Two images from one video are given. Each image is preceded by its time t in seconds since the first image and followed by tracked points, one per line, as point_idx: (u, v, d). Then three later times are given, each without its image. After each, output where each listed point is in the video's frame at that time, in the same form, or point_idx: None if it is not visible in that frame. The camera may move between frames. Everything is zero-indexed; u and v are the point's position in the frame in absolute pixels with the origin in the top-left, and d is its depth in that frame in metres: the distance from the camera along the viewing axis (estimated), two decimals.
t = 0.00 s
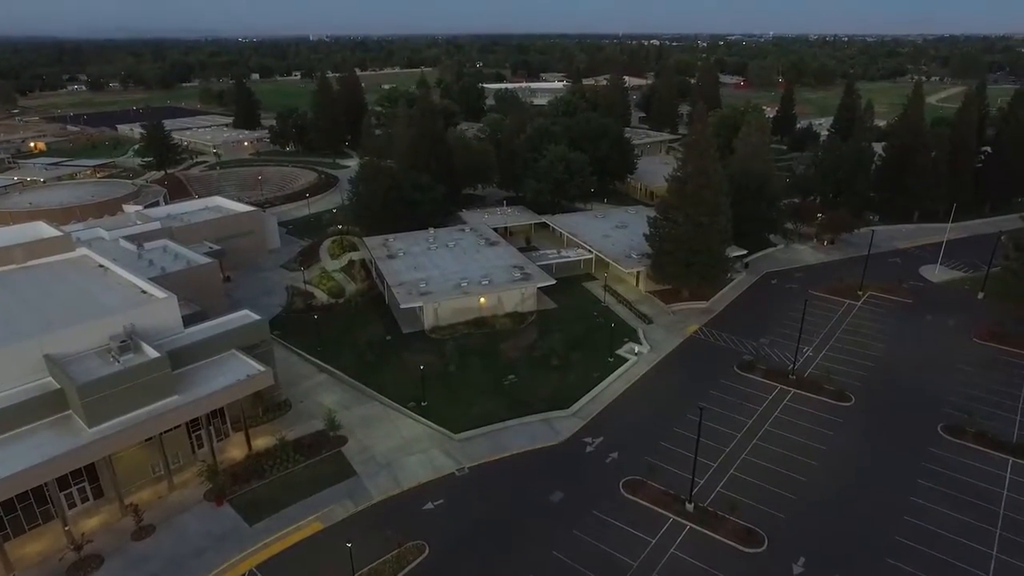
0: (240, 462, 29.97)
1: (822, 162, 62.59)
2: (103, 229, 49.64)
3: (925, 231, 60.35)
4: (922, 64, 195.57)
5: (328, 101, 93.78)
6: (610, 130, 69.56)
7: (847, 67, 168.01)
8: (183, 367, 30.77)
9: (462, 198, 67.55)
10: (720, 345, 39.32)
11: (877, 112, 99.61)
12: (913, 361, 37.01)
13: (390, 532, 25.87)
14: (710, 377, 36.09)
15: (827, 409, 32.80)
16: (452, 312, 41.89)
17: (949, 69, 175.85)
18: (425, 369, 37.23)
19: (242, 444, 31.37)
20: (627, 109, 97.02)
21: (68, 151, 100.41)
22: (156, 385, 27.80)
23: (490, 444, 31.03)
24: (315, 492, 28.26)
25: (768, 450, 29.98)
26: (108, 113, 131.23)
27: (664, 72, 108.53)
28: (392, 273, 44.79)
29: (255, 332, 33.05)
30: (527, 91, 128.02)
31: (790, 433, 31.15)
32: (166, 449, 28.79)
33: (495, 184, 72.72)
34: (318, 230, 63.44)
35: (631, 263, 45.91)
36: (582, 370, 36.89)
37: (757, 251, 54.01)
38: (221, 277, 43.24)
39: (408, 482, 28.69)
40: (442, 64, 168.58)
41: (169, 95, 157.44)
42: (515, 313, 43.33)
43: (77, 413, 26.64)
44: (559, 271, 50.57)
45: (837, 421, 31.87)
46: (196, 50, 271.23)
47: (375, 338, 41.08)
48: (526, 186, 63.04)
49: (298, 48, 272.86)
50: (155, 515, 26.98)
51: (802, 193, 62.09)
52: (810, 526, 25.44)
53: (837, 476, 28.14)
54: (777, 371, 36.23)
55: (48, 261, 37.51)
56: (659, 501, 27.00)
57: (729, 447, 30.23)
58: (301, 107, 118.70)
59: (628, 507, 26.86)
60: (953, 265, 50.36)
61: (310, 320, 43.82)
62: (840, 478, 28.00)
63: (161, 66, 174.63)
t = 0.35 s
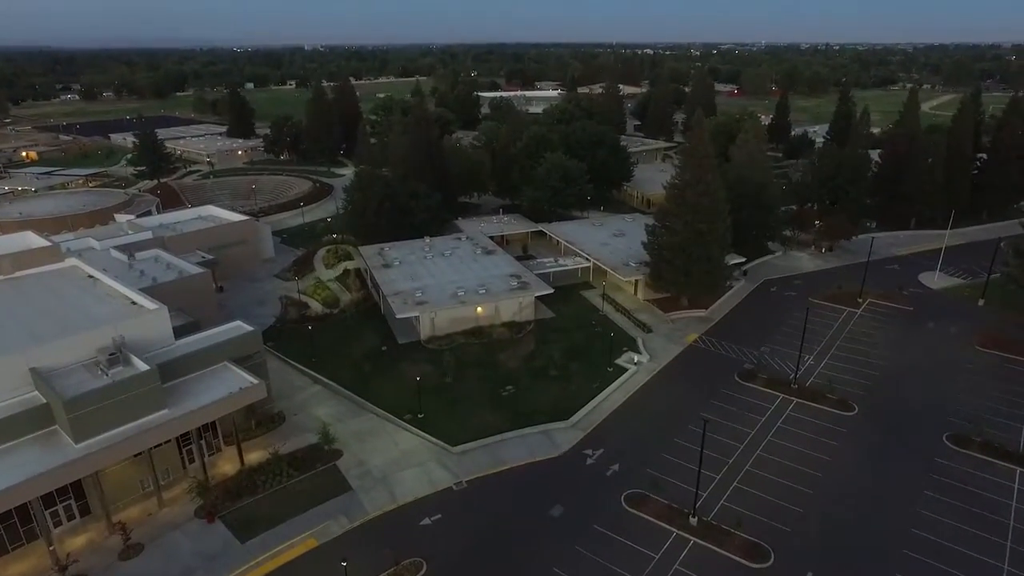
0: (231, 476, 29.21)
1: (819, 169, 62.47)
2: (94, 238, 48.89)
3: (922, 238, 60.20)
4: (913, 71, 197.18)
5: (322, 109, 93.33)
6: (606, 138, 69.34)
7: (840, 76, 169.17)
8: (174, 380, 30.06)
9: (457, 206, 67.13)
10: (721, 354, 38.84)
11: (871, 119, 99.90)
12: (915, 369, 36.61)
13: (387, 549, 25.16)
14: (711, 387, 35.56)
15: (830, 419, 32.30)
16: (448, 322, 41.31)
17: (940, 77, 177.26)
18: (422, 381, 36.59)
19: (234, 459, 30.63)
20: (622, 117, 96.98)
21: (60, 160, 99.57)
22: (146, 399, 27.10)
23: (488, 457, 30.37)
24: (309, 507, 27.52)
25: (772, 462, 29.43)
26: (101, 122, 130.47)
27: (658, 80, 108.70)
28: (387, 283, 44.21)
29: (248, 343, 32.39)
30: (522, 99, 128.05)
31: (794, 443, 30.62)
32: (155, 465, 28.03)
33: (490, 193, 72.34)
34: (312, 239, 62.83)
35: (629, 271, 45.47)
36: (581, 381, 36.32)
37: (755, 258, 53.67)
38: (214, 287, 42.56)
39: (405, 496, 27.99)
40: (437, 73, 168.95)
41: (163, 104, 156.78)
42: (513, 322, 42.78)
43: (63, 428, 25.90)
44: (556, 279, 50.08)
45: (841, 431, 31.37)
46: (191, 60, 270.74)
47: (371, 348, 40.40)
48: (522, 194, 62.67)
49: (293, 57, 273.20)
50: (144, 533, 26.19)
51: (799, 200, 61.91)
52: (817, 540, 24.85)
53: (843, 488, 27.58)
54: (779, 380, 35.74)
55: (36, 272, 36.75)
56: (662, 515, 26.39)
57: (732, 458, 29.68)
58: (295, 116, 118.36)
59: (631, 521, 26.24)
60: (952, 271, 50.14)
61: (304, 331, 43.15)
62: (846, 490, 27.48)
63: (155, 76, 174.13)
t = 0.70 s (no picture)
0: (225, 491, 28.47)
1: (819, 175, 62.18)
2: (87, 247, 48.21)
3: (924, 245, 59.82)
4: (908, 79, 198.07)
5: (320, 117, 92.96)
6: (605, 145, 69.04)
7: (836, 84, 169.79)
8: (167, 392, 29.37)
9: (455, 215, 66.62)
10: (724, 364, 38.29)
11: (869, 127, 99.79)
12: (921, 378, 36.10)
13: (385, 566, 24.44)
14: (715, 397, 34.94)
15: (837, 429, 31.70)
16: (447, 331, 40.69)
17: (936, 85, 178.05)
18: (420, 391, 35.92)
19: (228, 473, 29.90)
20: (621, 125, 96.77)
21: (56, 168, 98.92)
22: (137, 412, 26.41)
23: (488, 470, 29.69)
24: (305, 523, 26.78)
25: (778, 474, 28.81)
26: (97, 130, 129.88)
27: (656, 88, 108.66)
28: (385, 292, 43.62)
29: (243, 354, 31.75)
30: (520, 107, 127.89)
31: (800, 455, 30.01)
32: (147, 479, 27.31)
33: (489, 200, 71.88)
34: (309, 248, 62.22)
35: (630, 279, 44.96)
36: (582, 391, 35.71)
37: (756, 266, 53.22)
38: (209, 296, 41.91)
39: (403, 511, 27.29)
40: (435, 81, 169.03)
41: (160, 112, 156.36)
42: (513, 332, 42.18)
43: (51, 443, 25.19)
44: (556, 288, 49.54)
45: (848, 442, 30.80)
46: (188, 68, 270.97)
47: (368, 359, 39.75)
48: (521, 202, 62.21)
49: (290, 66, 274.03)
50: (134, 550, 25.44)
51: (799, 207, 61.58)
52: (827, 555, 24.19)
53: (852, 501, 26.95)
54: (783, 389, 35.19)
55: (27, 281, 36.07)
56: (667, 530, 25.74)
57: (738, 471, 29.05)
58: (293, 124, 117.98)
59: (635, 536, 25.56)
60: (954, 279, 49.75)
61: (301, 341, 42.49)
62: (854, 502, 26.87)
63: (152, 84, 173.87)
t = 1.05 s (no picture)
0: (218, 506, 27.72)
1: (818, 182, 61.92)
2: (79, 256, 47.51)
3: (924, 251, 59.51)
4: (902, 87, 198.94)
5: (316, 125, 92.53)
6: (603, 152, 68.69)
7: (831, 92, 170.29)
8: (158, 405, 28.66)
9: (453, 222, 66.10)
10: (726, 373, 37.71)
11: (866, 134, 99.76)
12: (927, 387, 35.56)
13: None
14: (719, 407, 34.36)
15: (843, 440, 31.14)
16: (445, 341, 40.01)
17: (930, 92, 178.81)
18: (418, 402, 35.26)
19: (221, 487, 29.16)
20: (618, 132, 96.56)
21: (50, 177, 98.17)
22: (127, 425, 25.70)
23: (487, 483, 29.01)
24: (300, 540, 26.03)
25: (785, 486, 28.20)
26: (92, 138, 129.16)
27: (653, 95, 108.59)
28: (382, 301, 43.01)
29: (236, 365, 31.07)
30: (517, 115, 127.69)
31: (806, 466, 29.43)
32: (137, 495, 26.56)
33: (486, 208, 71.41)
34: (305, 256, 61.58)
35: (630, 288, 44.40)
36: (583, 401, 35.10)
37: (756, 273, 52.78)
38: (202, 306, 41.23)
39: (401, 526, 26.58)
40: (431, 89, 168.92)
41: (156, 121, 155.83)
42: (512, 341, 41.53)
43: (37, 458, 24.45)
44: (555, 296, 49.01)
45: (854, 452, 30.21)
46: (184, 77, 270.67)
47: (365, 369, 39.02)
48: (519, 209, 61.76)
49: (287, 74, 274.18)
50: (123, 569, 24.66)
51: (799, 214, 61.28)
52: (836, 571, 23.56)
53: (860, 514, 26.34)
54: (787, 399, 34.64)
55: (16, 291, 35.37)
56: (672, 545, 25.09)
57: (744, 483, 28.45)
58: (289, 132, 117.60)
59: (639, 551, 24.90)
60: (956, 285, 49.39)
61: (296, 351, 41.82)
62: (863, 515, 26.24)
63: (148, 92, 173.42)
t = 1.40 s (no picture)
0: (202, 525, 26.75)
1: (808, 188, 61.92)
2: (60, 267, 46.35)
3: (915, 256, 59.57)
4: (885, 94, 201.13)
5: (304, 133, 91.64)
6: (593, 159, 68.44)
7: (816, 99, 171.78)
8: (140, 421, 27.70)
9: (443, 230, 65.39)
10: (721, 381, 37.26)
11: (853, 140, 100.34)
12: (922, 393, 35.33)
13: None
14: (715, 416, 33.84)
15: (842, 448, 30.70)
16: (436, 351, 39.25)
17: (914, 98, 180.93)
18: (409, 414, 34.44)
19: (205, 505, 28.17)
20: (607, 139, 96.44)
21: (32, 186, 96.43)
22: (107, 443, 24.75)
23: (481, 497, 28.24)
24: (287, 559, 25.12)
25: (785, 496, 27.68)
26: (75, 147, 127.35)
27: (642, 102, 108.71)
28: (372, 310, 42.22)
29: (222, 379, 30.16)
30: (506, 122, 127.41)
31: (806, 475, 28.94)
32: (117, 515, 25.56)
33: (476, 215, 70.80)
34: (293, 265, 60.61)
35: (623, 295, 43.91)
36: (578, 412, 34.45)
37: (749, 279, 52.48)
38: (187, 317, 40.22)
39: (393, 543, 25.74)
40: (419, 97, 168.56)
41: (141, 129, 154.11)
42: (504, 350, 40.84)
43: (12, 479, 23.43)
44: (548, 304, 48.41)
45: (854, 461, 29.79)
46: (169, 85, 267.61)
47: (354, 381, 38.16)
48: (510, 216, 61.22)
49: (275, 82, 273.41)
50: None
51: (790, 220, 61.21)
52: None
53: (862, 524, 25.85)
54: (785, 407, 34.19)
55: None
56: (672, 559, 24.45)
57: (743, 494, 27.89)
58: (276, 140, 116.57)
59: (639, 566, 24.23)
60: (948, 290, 49.37)
61: (284, 362, 40.87)
62: (865, 526, 25.77)
63: (133, 101, 171.60)
